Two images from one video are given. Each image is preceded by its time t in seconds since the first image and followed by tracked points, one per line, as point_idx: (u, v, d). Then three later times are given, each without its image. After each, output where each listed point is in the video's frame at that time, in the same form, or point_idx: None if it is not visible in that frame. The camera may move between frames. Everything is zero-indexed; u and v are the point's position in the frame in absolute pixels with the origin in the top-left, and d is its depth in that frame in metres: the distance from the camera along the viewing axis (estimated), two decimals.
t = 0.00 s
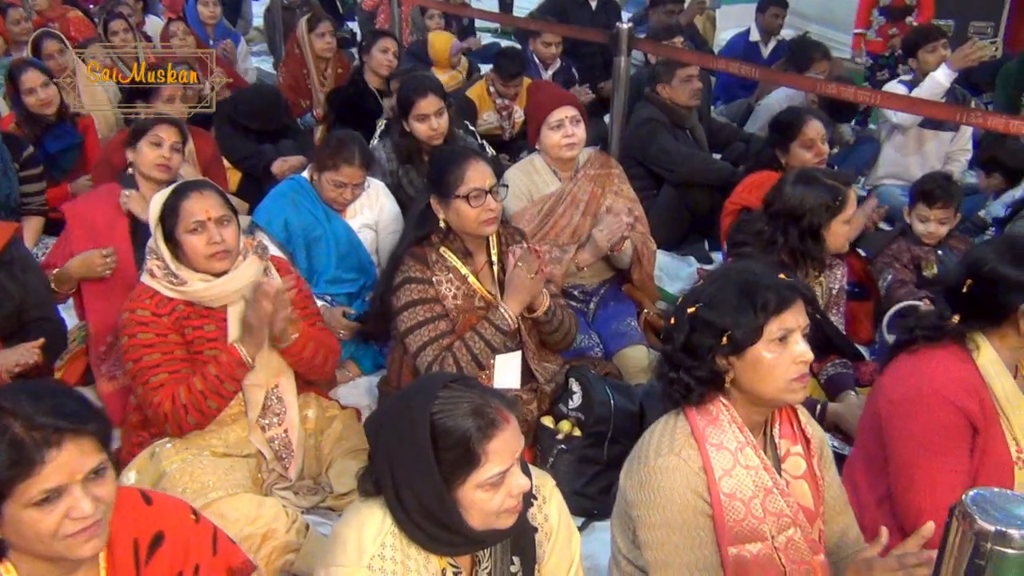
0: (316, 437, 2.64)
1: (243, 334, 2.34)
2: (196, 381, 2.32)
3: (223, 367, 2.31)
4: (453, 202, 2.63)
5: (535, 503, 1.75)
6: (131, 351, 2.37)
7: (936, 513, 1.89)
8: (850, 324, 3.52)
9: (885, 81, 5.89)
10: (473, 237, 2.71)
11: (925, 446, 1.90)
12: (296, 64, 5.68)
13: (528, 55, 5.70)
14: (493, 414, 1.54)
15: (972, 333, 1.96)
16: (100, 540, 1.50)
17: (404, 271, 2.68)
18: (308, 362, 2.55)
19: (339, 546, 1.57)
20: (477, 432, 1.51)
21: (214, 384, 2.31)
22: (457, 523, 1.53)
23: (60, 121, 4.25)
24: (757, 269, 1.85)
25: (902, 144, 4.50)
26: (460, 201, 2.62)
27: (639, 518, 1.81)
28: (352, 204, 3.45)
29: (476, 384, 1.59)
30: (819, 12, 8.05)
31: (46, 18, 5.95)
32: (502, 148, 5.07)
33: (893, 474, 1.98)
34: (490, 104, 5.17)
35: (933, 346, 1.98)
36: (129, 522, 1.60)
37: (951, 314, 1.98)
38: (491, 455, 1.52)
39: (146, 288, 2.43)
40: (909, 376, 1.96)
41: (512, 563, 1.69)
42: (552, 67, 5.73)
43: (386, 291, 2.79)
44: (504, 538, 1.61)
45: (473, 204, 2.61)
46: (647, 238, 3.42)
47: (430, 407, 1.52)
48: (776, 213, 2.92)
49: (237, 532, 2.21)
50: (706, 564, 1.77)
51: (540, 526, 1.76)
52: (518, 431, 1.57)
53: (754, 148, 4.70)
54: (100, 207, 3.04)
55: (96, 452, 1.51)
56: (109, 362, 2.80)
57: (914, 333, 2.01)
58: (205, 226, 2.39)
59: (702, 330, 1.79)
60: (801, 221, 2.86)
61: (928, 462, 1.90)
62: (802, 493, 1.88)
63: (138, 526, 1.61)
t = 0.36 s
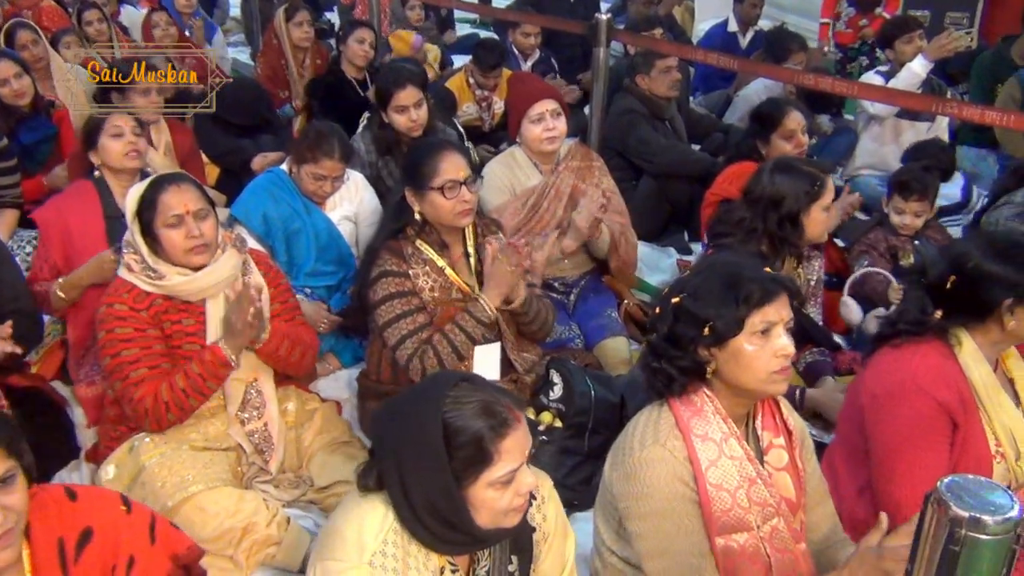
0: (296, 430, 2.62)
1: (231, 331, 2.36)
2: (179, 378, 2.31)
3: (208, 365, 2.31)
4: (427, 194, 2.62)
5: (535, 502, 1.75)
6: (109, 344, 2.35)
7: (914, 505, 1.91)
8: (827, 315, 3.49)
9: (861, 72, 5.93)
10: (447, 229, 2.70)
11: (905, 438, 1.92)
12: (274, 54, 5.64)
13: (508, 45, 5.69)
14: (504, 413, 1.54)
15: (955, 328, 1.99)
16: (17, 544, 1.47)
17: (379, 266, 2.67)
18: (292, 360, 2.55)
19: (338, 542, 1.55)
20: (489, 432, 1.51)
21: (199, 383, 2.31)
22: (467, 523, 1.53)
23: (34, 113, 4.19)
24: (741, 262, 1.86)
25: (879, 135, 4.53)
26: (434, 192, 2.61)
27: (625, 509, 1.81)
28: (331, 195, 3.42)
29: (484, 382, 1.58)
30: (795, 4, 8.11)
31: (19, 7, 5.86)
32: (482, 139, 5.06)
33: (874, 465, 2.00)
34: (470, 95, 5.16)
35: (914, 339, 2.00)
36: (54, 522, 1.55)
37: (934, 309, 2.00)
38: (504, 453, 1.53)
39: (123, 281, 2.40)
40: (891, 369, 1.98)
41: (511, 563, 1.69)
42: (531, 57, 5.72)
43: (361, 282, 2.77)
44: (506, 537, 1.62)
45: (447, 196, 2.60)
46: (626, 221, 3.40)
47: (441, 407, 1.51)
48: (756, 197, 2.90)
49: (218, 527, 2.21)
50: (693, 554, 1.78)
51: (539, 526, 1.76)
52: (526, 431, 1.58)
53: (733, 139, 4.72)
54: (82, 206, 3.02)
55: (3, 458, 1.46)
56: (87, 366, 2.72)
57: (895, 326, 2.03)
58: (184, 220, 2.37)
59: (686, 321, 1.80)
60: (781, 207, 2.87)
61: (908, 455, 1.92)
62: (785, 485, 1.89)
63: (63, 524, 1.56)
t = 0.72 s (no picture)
0: (287, 428, 2.62)
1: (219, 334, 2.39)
2: (161, 383, 2.30)
3: (189, 369, 2.30)
4: (404, 190, 2.62)
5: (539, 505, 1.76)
6: (97, 347, 2.34)
7: (903, 498, 1.92)
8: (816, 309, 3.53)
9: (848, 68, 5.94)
10: (426, 225, 2.70)
11: (894, 433, 1.93)
12: (261, 51, 5.62)
13: (496, 42, 5.69)
14: (511, 417, 1.53)
15: (940, 322, 2.02)
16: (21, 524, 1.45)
17: (360, 264, 2.68)
18: (277, 358, 2.54)
19: (341, 545, 1.56)
20: (496, 437, 1.50)
21: (180, 387, 2.30)
22: (472, 528, 1.53)
23: (20, 110, 4.16)
24: (731, 260, 1.86)
25: (866, 130, 4.55)
26: (411, 188, 2.61)
27: (612, 504, 1.82)
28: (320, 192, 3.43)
29: (488, 386, 1.58)
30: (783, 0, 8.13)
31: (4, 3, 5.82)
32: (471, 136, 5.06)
33: (862, 459, 2.01)
34: (459, 91, 5.15)
35: (903, 331, 2.02)
36: (48, 513, 1.54)
37: (921, 302, 2.03)
38: (510, 458, 1.52)
39: (112, 282, 2.39)
40: (877, 363, 1.99)
41: (511, 567, 1.71)
42: (520, 54, 5.72)
43: (346, 281, 2.78)
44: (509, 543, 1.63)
45: (424, 190, 2.60)
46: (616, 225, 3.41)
47: (449, 411, 1.50)
48: (763, 191, 2.90)
49: (208, 526, 2.21)
50: (680, 551, 1.79)
51: (540, 531, 1.77)
52: (532, 434, 1.57)
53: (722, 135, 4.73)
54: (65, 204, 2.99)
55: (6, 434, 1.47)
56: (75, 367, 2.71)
57: (881, 319, 2.04)
58: (172, 218, 2.37)
59: (674, 319, 1.80)
60: (788, 202, 2.88)
61: (896, 449, 1.93)
62: (774, 480, 1.90)
63: (59, 514, 1.56)
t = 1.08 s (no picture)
0: (278, 428, 2.61)
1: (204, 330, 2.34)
2: (144, 383, 2.30)
3: (168, 366, 2.28)
4: (392, 189, 2.62)
5: (529, 504, 1.76)
6: (84, 349, 2.34)
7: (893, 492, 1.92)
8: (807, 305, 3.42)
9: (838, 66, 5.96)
10: (415, 224, 2.69)
11: (881, 425, 1.93)
12: (251, 50, 5.61)
13: (486, 40, 5.68)
14: (497, 417, 1.53)
15: (924, 314, 2.03)
16: (53, 495, 1.47)
17: (348, 263, 2.68)
18: (274, 354, 2.54)
19: (329, 545, 1.55)
20: (483, 437, 1.50)
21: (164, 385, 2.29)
22: (460, 526, 1.53)
23: (7, 111, 4.14)
24: (716, 255, 1.86)
25: (856, 127, 4.56)
26: (399, 187, 2.60)
27: (601, 500, 1.81)
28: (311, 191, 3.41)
29: (476, 386, 1.58)
30: None
31: None
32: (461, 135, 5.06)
33: (849, 453, 2.01)
34: (449, 90, 5.13)
35: (884, 324, 2.04)
36: (71, 496, 1.55)
37: (904, 294, 2.04)
38: (497, 457, 1.52)
39: (101, 283, 2.39)
40: (863, 357, 2.00)
41: (501, 565, 1.72)
42: (510, 52, 5.72)
43: (334, 280, 2.77)
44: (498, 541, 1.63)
45: (413, 190, 2.60)
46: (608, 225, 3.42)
47: (435, 411, 1.50)
48: (752, 181, 2.93)
49: (199, 527, 2.20)
50: (669, 546, 1.79)
51: (530, 530, 1.77)
52: (520, 434, 1.57)
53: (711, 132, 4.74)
54: (55, 205, 2.98)
55: (39, 407, 1.49)
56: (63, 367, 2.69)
57: (866, 314, 2.07)
58: (163, 219, 2.36)
59: (660, 315, 1.80)
60: (775, 192, 2.88)
61: (883, 442, 1.93)
62: (761, 474, 1.90)
63: (80, 499, 1.56)
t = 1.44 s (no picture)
0: (272, 434, 2.60)
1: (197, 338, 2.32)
2: (135, 378, 2.29)
3: (157, 358, 2.27)
4: (388, 193, 2.61)
5: (515, 500, 1.75)
6: (79, 350, 2.33)
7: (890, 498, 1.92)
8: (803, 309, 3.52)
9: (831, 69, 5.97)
10: (410, 228, 2.69)
11: (878, 429, 1.94)
12: (244, 54, 5.60)
13: (480, 44, 5.69)
14: (475, 402, 1.55)
15: (922, 321, 2.04)
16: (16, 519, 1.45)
17: (342, 267, 2.67)
18: (271, 351, 2.53)
19: (318, 544, 1.55)
20: (460, 421, 1.51)
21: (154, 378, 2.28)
22: (445, 516, 1.52)
23: None
24: (711, 259, 1.86)
25: (849, 130, 4.57)
26: (395, 191, 2.60)
27: (596, 505, 1.82)
28: (304, 195, 3.40)
29: (455, 373, 1.60)
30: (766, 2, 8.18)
31: None
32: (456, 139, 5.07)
33: (847, 459, 2.01)
34: (443, 94, 5.11)
35: (883, 330, 2.04)
36: (37, 513, 1.53)
37: (903, 301, 2.06)
38: (477, 443, 1.53)
39: (94, 288, 2.38)
40: (862, 363, 2.00)
41: (490, 561, 1.70)
42: (504, 56, 5.73)
43: (329, 285, 2.77)
44: (485, 534, 1.62)
45: (408, 194, 2.60)
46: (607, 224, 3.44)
47: (414, 399, 1.51)
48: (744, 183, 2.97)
49: (194, 533, 2.19)
50: (663, 550, 1.79)
51: (517, 526, 1.76)
52: (499, 418, 1.58)
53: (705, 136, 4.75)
54: (54, 206, 2.97)
55: None
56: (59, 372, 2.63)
57: (863, 321, 2.07)
58: (156, 225, 2.35)
59: (655, 321, 1.80)
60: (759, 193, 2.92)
61: (881, 448, 1.93)
62: (757, 478, 1.91)
63: (46, 516, 1.54)
